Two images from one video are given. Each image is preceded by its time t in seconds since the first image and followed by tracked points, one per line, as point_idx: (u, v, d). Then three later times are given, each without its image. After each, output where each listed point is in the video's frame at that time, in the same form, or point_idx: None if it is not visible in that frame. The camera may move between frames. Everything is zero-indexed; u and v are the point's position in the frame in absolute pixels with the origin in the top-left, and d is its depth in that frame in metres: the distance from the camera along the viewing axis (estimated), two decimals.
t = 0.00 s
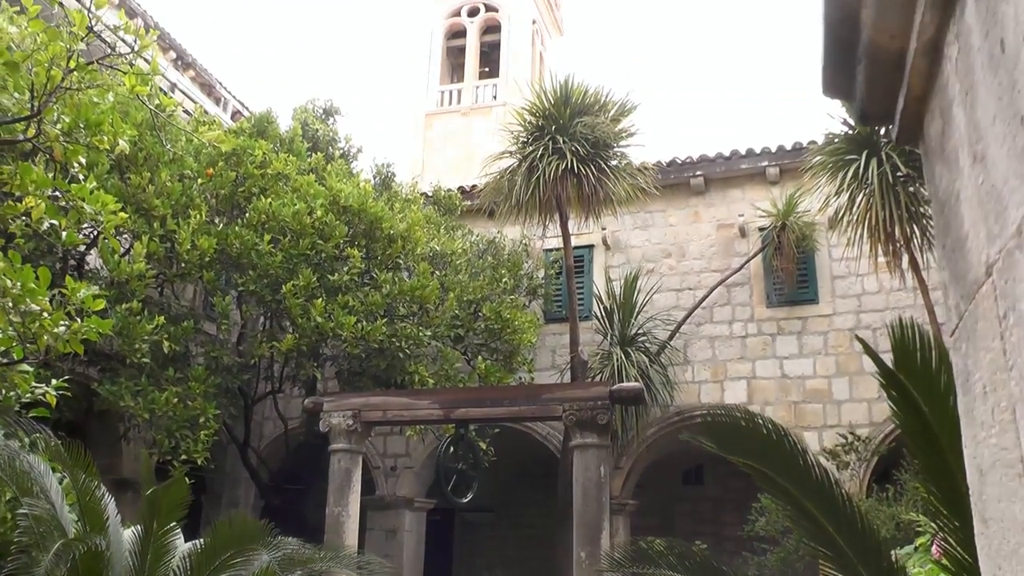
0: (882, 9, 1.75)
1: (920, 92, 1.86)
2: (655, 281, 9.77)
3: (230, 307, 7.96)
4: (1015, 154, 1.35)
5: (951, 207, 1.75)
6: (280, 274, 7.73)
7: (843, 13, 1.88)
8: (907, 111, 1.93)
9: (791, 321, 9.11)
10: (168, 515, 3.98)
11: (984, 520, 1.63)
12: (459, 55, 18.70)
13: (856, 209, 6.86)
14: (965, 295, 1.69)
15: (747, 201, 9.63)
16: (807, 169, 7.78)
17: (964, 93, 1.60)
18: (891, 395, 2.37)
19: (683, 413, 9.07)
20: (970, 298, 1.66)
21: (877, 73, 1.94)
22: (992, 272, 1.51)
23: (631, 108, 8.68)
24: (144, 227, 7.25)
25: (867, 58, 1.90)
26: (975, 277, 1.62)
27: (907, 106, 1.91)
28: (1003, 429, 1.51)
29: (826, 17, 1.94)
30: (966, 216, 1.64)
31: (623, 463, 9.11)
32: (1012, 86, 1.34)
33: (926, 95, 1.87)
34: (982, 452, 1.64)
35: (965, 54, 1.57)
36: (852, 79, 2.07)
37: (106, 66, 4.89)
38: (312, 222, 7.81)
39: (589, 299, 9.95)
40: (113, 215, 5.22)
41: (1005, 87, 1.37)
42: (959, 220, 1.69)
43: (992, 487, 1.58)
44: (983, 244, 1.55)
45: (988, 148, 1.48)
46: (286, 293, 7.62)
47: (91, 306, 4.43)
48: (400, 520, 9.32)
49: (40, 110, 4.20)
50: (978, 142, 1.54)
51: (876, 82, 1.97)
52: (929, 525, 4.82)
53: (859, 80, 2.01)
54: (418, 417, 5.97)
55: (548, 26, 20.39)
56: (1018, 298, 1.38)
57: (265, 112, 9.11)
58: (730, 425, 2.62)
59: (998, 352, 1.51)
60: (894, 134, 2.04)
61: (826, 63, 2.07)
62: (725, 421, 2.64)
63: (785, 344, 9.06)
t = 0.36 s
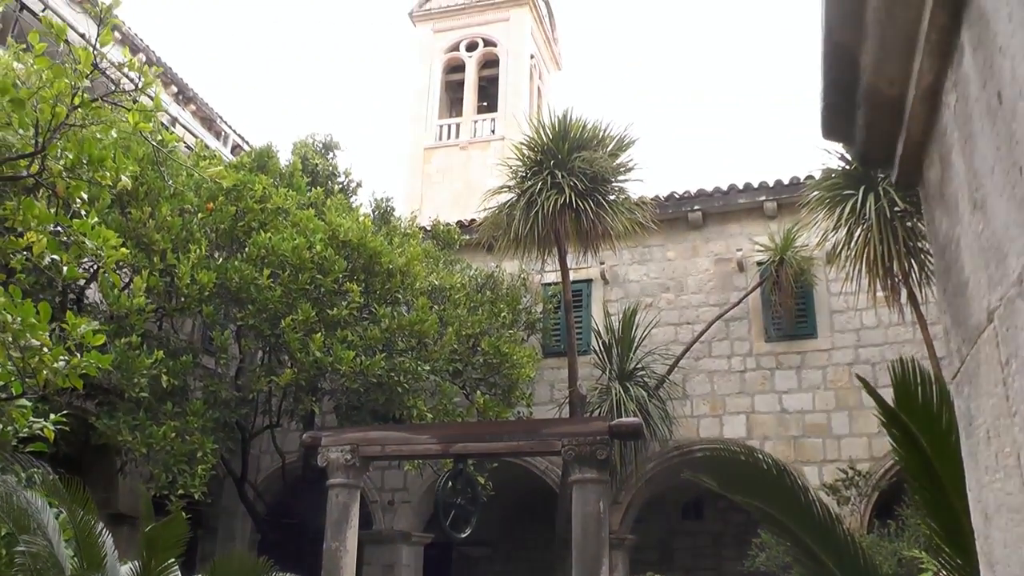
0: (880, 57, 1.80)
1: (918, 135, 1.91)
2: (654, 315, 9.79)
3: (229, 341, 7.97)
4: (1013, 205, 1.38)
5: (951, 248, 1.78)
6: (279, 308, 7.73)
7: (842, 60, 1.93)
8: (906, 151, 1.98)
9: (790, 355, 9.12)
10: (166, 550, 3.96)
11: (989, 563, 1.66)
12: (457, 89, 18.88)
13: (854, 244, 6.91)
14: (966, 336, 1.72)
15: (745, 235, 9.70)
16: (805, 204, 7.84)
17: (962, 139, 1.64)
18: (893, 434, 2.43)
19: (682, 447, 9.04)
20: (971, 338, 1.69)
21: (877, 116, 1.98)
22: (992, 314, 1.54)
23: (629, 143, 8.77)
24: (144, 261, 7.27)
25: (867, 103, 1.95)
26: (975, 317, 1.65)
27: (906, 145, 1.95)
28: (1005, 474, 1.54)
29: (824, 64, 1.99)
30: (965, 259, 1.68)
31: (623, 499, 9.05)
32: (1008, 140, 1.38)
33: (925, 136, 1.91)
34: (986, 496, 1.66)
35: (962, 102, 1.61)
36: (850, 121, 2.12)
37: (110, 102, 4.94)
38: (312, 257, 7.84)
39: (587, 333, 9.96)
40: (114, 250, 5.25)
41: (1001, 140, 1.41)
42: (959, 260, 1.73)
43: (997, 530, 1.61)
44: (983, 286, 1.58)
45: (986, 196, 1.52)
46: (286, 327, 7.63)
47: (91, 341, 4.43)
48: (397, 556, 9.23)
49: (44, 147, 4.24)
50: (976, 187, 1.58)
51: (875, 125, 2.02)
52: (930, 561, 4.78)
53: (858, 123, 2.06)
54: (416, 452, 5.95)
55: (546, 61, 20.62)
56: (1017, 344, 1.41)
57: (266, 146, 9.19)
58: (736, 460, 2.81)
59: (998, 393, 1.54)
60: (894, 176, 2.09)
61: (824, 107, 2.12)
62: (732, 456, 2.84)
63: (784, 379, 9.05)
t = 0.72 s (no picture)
0: (874, 97, 2.17)
1: (913, 163, 2.26)
2: (653, 344, 9.80)
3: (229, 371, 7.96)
4: (1005, 245, 1.66)
5: (953, 284, 2.07)
6: (279, 338, 7.73)
7: (840, 100, 2.31)
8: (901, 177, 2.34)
9: (790, 384, 9.11)
10: None
11: None
12: (456, 119, 19.02)
13: (853, 273, 6.94)
14: (969, 372, 2.00)
15: (743, 264, 9.74)
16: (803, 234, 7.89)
17: (959, 181, 1.94)
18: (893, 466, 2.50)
19: (682, 477, 9.00)
20: (972, 370, 1.96)
21: (873, 146, 2.36)
22: (991, 350, 1.81)
23: (628, 173, 8.84)
24: (144, 291, 7.30)
25: (863, 139, 2.36)
26: (975, 351, 1.93)
27: (903, 173, 2.31)
28: None
29: (822, 107, 2.39)
30: (966, 295, 1.96)
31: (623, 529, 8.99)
32: (1000, 187, 1.66)
33: (921, 166, 2.26)
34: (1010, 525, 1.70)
35: (956, 145, 1.94)
36: (850, 153, 2.50)
37: (112, 134, 4.99)
38: (311, 287, 7.86)
39: (586, 362, 9.96)
40: (113, 281, 5.26)
41: (994, 187, 1.70)
42: (961, 298, 2.01)
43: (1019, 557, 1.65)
44: (982, 321, 1.86)
45: (983, 237, 1.80)
46: (285, 357, 7.63)
47: (90, 372, 4.44)
48: None
49: (45, 179, 4.29)
50: (974, 228, 1.87)
51: (870, 157, 2.43)
52: None
53: (855, 157, 2.47)
54: (415, 482, 5.93)
55: (544, 91, 20.79)
56: (1012, 370, 1.67)
57: (266, 176, 9.26)
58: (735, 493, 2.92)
59: (998, 417, 1.79)
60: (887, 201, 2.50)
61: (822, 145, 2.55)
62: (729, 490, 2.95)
63: (784, 408, 9.04)
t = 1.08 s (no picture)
0: (868, 139, 2.38)
1: (906, 196, 2.45)
2: (652, 372, 9.79)
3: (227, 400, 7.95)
4: (996, 286, 1.82)
5: (951, 319, 2.23)
6: (278, 368, 7.73)
7: (836, 139, 2.51)
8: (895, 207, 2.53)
9: (790, 412, 9.09)
10: None
11: None
12: (455, 148, 19.15)
13: (851, 301, 6.96)
14: (968, 405, 2.15)
15: (742, 293, 9.78)
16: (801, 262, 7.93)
17: (954, 219, 2.11)
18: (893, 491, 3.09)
19: (682, 506, 8.95)
20: (971, 403, 2.12)
21: (867, 182, 2.55)
22: (987, 387, 1.96)
23: (626, 202, 8.89)
24: (143, 321, 7.30)
25: (858, 176, 2.54)
26: (972, 384, 2.08)
27: (896, 206, 2.50)
28: None
29: (818, 143, 2.59)
30: (963, 331, 2.12)
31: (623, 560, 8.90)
32: (992, 232, 1.82)
33: (914, 202, 2.45)
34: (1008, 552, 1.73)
35: (949, 186, 2.11)
36: (846, 191, 2.71)
37: (112, 166, 5.02)
38: (311, 316, 7.88)
39: (586, 391, 9.94)
40: (113, 311, 5.27)
41: (986, 231, 1.86)
42: (958, 332, 2.17)
43: None
44: (978, 357, 2.01)
45: (976, 277, 1.96)
46: (284, 387, 7.62)
47: (89, 403, 4.44)
48: None
49: (46, 212, 4.33)
50: (968, 267, 2.03)
51: (864, 191, 2.62)
52: None
53: (851, 192, 2.66)
54: (414, 512, 5.90)
55: (542, 119, 20.96)
56: (1008, 405, 1.82)
57: (266, 206, 9.31)
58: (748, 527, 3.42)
59: (995, 449, 1.95)
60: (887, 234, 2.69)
61: (819, 181, 2.74)
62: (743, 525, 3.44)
63: (784, 436, 9.01)
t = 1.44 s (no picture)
0: (866, 168, 2.44)
1: (903, 226, 2.51)
2: (652, 396, 9.77)
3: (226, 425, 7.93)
4: (995, 315, 1.85)
5: (950, 348, 2.26)
6: (277, 392, 7.71)
7: (835, 167, 2.59)
8: (893, 236, 2.60)
9: (790, 435, 9.08)
10: None
11: None
12: (455, 171, 19.25)
13: (851, 324, 6.97)
14: (968, 434, 2.18)
15: (742, 316, 9.79)
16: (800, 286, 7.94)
17: (953, 249, 2.14)
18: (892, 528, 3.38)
19: (682, 529, 8.89)
20: (971, 432, 2.14)
21: (866, 210, 2.61)
22: (987, 416, 1.98)
23: (625, 225, 8.93)
24: (143, 346, 7.30)
25: (857, 205, 2.60)
26: (972, 412, 2.11)
27: (895, 235, 2.56)
28: None
29: (817, 169, 2.67)
30: (962, 359, 2.14)
31: None
32: (990, 263, 1.85)
33: (912, 231, 2.51)
34: None
35: (947, 216, 2.16)
36: (845, 219, 2.78)
37: (113, 192, 5.05)
38: (310, 340, 7.89)
39: (585, 415, 9.92)
40: (113, 336, 5.26)
41: (985, 262, 1.89)
42: (957, 361, 2.20)
43: None
44: (978, 386, 2.03)
45: (975, 307, 1.99)
46: (283, 411, 7.60)
47: (88, 429, 4.43)
48: None
49: (47, 238, 4.34)
50: (967, 297, 2.06)
51: (862, 219, 2.68)
52: None
53: (851, 220, 2.73)
54: (413, 537, 5.86)
55: (541, 143, 21.08)
56: (1007, 435, 1.84)
57: (266, 230, 9.34)
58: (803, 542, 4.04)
59: (997, 479, 1.96)
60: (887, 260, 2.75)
61: (819, 207, 2.81)
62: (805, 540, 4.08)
63: (785, 459, 8.99)
